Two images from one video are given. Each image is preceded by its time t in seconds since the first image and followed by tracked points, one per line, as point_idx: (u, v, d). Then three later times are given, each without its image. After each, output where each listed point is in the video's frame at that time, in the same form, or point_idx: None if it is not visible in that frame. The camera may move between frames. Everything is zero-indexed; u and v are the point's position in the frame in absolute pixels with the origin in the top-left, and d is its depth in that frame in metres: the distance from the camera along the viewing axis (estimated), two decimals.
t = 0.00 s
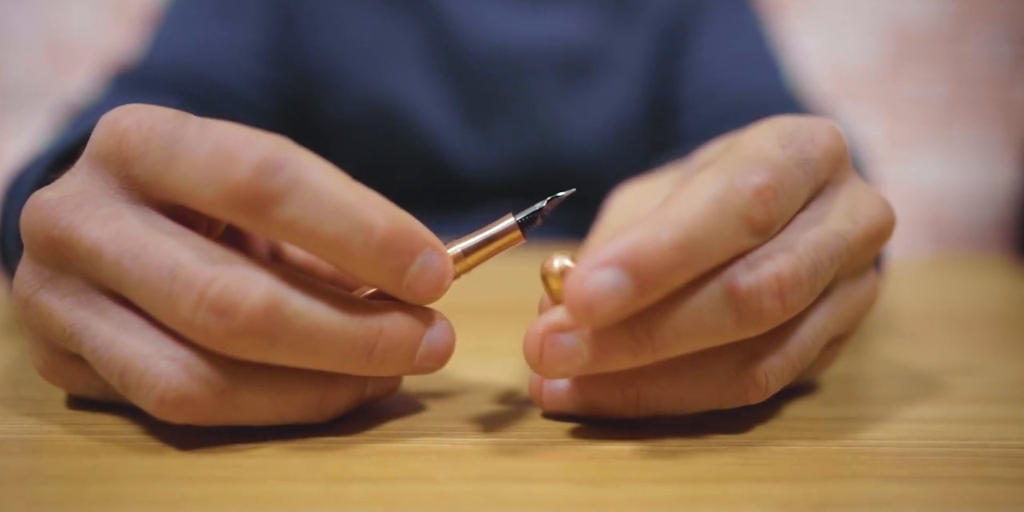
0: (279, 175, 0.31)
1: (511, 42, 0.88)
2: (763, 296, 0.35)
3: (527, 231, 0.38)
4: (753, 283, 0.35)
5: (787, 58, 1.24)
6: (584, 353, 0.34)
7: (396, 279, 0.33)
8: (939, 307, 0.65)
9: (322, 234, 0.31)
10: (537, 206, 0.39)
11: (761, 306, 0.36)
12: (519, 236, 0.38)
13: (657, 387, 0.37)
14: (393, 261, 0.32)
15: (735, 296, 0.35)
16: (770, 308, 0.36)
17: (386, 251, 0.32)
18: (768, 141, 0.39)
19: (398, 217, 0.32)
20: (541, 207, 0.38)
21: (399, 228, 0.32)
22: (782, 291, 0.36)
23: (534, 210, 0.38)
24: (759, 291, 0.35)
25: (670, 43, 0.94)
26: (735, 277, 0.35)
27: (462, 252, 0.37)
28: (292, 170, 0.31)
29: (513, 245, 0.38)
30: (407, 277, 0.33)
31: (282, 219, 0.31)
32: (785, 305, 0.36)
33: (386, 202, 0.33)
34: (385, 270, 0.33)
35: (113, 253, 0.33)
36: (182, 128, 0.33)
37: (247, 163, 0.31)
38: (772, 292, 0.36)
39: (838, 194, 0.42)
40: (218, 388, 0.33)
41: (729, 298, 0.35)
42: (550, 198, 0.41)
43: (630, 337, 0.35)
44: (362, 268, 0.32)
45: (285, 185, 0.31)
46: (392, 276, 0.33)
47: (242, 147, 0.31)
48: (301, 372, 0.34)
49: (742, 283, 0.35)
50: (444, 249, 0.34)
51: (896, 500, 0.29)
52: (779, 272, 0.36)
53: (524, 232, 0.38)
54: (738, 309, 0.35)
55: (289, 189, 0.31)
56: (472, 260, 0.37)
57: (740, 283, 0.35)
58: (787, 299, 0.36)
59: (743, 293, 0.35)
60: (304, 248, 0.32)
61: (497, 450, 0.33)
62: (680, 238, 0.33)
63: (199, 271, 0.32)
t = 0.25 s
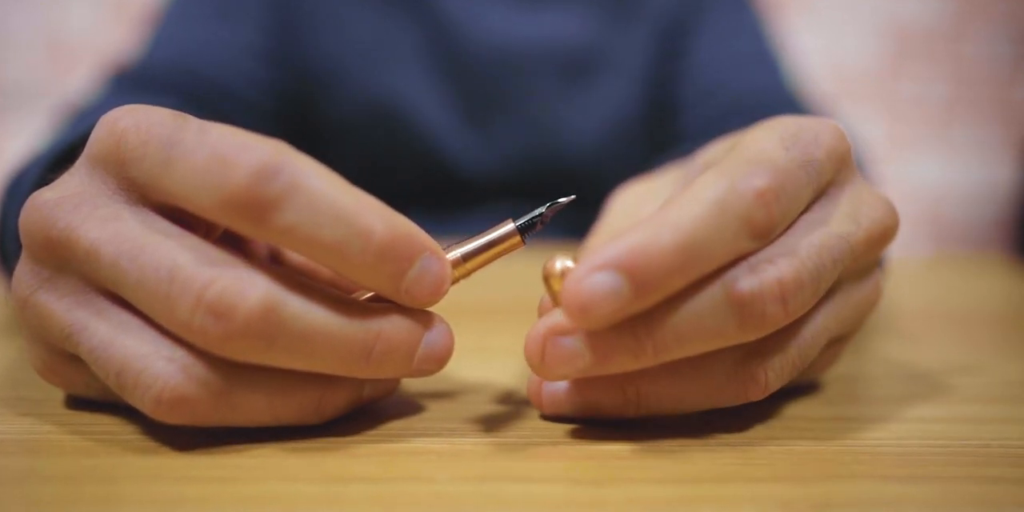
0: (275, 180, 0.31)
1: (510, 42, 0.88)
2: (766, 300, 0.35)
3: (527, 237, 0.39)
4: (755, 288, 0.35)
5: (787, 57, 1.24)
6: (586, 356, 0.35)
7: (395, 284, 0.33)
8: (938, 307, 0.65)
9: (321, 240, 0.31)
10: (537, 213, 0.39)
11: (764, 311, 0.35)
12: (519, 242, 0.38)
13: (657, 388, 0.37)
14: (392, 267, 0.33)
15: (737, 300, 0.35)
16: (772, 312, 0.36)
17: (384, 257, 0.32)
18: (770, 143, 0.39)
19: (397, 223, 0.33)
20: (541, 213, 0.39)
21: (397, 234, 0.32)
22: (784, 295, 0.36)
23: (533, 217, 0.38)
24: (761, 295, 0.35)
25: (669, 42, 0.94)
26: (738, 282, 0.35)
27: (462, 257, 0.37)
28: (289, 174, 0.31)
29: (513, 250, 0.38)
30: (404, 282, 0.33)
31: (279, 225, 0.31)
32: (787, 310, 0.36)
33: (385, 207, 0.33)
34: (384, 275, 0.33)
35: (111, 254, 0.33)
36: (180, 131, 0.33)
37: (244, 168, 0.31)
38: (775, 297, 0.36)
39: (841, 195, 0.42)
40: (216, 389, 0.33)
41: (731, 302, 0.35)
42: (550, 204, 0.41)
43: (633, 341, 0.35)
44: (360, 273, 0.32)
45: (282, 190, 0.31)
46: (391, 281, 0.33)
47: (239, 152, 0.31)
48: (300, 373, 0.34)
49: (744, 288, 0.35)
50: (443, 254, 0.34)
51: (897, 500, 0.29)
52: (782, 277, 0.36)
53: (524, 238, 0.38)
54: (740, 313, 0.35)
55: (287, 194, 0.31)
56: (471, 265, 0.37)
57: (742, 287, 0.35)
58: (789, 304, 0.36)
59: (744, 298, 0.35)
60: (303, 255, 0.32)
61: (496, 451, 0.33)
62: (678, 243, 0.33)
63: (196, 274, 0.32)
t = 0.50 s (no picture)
0: (273, 184, 0.31)
1: (510, 42, 0.88)
2: (765, 309, 0.36)
3: (526, 241, 0.39)
4: (755, 296, 0.35)
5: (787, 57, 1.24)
6: (587, 367, 0.35)
7: (393, 288, 0.33)
8: (938, 307, 0.65)
9: (320, 247, 0.31)
10: (536, 218, 0.39)
11: (763, 319, 0.36)
12: (518, 247, 0.37)
13: (657, 389, 0.37)
14: (390, 272, 0.33)
15: (736, 309, 0.35)
16: (771, 320, 0.36)
17: (382, 262, 0.32)
18: (771, 146, 0.39)
19: (396, 228, 0.33)
20: (541, 218, 0.39)
21: (396, 239, 0.32)
22: (783, 303, 0.36)
23: (533, 221, 0.38)
24: (761, 303, 0.35)
25: (669, 42, 0.94)
26: (737, 291, 0.35)
27: (461, 262, 0.37)
28: (286, 177, 0.31)
29: (512, 255, 0.38)
30: (403, 286, 0.33)
31: (278, 229, 0.31)
32: (786, 318, 0.36)
33: (384, 212, 0.33)
34: (382, 280, 0.33)
35: (109, 255, 0.33)
36: (178, 132, 0.33)
37: (242, 172, 0.31)
38: (774, 306, 0.36)
39: (840, 198, 0.42)
40: (213, 390, 0.33)
41: (730, 311, 0.35)
42: (549, 209, 0.41)
43: (635, 352, 0.35)
44: (358, 277, 0.32)
45: (280, 195, 0.31)
46: (389, 285, 0.33)
47: (237, 156, 0.31)
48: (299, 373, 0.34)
49: (744, 297, 0.35)
50: (442, 257, 0.35)
51: (897, 501, 0.29)
52: (781, 285, 0.36)
53: (523, 243, 0.37)
54: (739, 322, 0.35)
55: (285, 198, 0.31)
56: (470, 269, 0.37)
57: (742, 296, 0.35)
58: (788, 311, 0.36)
59: (744, 307, 0.35)
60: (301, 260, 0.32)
61: (495, 451, 0.33)
62: (676, 253, 0.33)
63: (192, 276, 0.32)
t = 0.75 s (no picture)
0: (269, 188, 0.31)
1: (509, 42, 0.88)
2: (760, 313, 0.36)
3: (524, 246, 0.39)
4: (752, 299, 0.35)
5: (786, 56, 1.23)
6: (584, 371, 0.35)
7: (391, 291, 0.33)
8: (937, 306, 0.65)
9: (315, 250, 0.31)
10: (534, 223, 0.39)
11: (760, 322, 0.36)
12: (516, 253, 0.37)
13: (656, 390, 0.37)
14: (387, 274, 0.33)
15: (732, 313, 0.35)
16: (767, 324, 0.36)
17: (380, 266, 0.32)
18: (769, 148, 0.39)
19: (393, 231, 0.33)
20: (537, 226, 0.39)
21: (393, 242, 0.33)
22: (779, 307, 0.36)
23: (530, 227, 0.38)
24: (757, 307, 0.35)
25: (668, 42, 0.94)
26: (733, 294, 0.35)
27: (458, 266, 0.37)
28: (283, 181, 0.31)
29: (509, 260, 0.38)
30: (401, 289, 0.33)
31: (275, 233, 0.31)
32: (782, 321, 0.36)
33: (380, 214, 0.33)
34: (380, 283, 0.33)
35: (106, 256, 0.33)
36: (174, 134, 0.33)
37: (238, 175, 0.31)
38: (770, 310, 0.36)
39: (841, 199, 0.42)
40: (210, 391, 0.33)
41: (726, 315, 0.35)
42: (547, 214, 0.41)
43: (631, 355, 0.35)
44: (355, 281, 0.33)
45: (277, 199, 0.31)
46: (387, 288, 0.33)
47: (233, 159, 0.31)
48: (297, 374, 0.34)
49: (740, 300, 0.35)
50: (441, 262, 0.35)
51: (898, 501, 0.29)
52: (777, 288, 0.36)
53: (520, 249, 0.37)
54: (735, 326, 0.35)
55: (282, 202, 0.31)
56: (467, 274, 0.37)
57: (738, 299, 0.35)
58: (784, 315, 0.36)
59: (740, 310, 0.35)
60: (298, 263, 0.32)
61: (494, 451, 0.33)
62: (670, 258, 0.33)
63: (189, 278, 0.32)
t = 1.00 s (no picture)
0: (267, 192, 0.31)
1: (508, 41, 0.88)
2: (766, 319, 0.36)
3: (523, 249, 0.39)
4: (758, 305, 0.35)
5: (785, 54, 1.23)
6: (590, 373, 0.35)
7: (390, 293, 0.34)
8: (936, 305, 0.65)
9: (313, 251, 0.31)
10: (532, 226, 0.39)
11: (765, 327, 0.36)
12: (514, 255, 0.37)
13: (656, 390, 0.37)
14: (385, 276, 0.33)
15: (738, 318, 0.35)
16: (772, 329, 0.36)
17: (377, 268, 0.32)
18: (782, 152, 0.39)
19: (392, 234, 0.33)
20: (535, 230, 0.39)
21: (391, 245, 0.33)
22: (785, 314, 0.36)
23: (529, 231, 0.38)
24: (762, 313, 0.35)
25: (667, 40, 0.94)
26: (739, 299, 0.35)
27: (457, 268, 0.36)
28: (281, 183, 0.31)
29: (508, 263, 0.38)
30: (399, 291, 0.34)
31: (274, 236, 0.31)
32: (786, 327, 0.36)
33: (379, 216, 0.33)
34: (378, 286, 0.33)
35: (103, 256, 0.33)
36: (173, 136, 0.33)
37: (235, 178, 0.31)
38: (775, 315, 0.36)
39: (850, 201, 0.42)
40: (207, 390, 0.33)
41: (732, 320, 0.35)
42: (546, 217, 0.41)
43: (637, 360, 0.35)
44: (355, 283, 0.33)
45: (274, 202, 0.31)
46: (386, 290, 0.33)
47: (230, 161, 0.31)
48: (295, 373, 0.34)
49: (746, 305, 0.35)
50: (438, 261, 0.35)
51: (900, 501, 0.29)
52: (784, 294, 0.36)
53: (519, 252, 0.37)
54: (741, 331, 0.35)
55: (281, 205, 0.31)
56: (466, 276, 0.37)
57: (745, 304, 0.35)
58: (789, 321, 0.36)
59: (746, 315, 0.35)
60: (295, 264, 0.32)
61: (494, 451, 0.33)
62: (682, 264, 0.33)
63: (186, 280, 0.32)
